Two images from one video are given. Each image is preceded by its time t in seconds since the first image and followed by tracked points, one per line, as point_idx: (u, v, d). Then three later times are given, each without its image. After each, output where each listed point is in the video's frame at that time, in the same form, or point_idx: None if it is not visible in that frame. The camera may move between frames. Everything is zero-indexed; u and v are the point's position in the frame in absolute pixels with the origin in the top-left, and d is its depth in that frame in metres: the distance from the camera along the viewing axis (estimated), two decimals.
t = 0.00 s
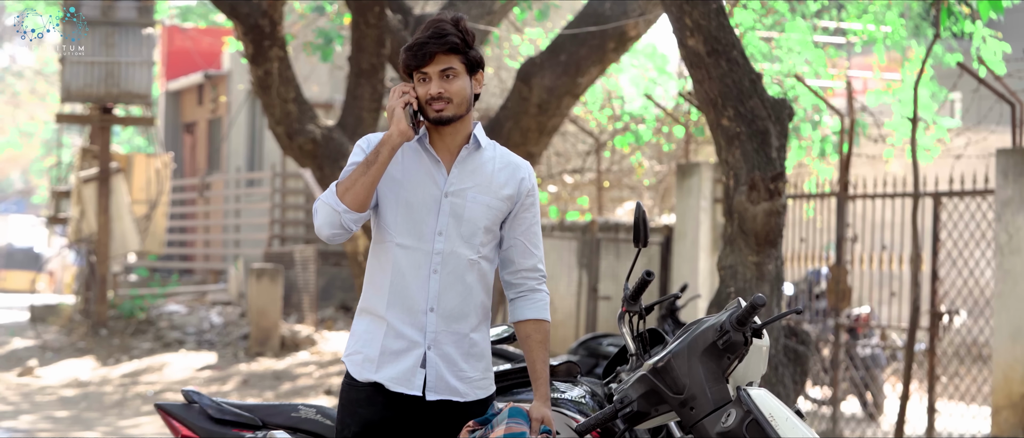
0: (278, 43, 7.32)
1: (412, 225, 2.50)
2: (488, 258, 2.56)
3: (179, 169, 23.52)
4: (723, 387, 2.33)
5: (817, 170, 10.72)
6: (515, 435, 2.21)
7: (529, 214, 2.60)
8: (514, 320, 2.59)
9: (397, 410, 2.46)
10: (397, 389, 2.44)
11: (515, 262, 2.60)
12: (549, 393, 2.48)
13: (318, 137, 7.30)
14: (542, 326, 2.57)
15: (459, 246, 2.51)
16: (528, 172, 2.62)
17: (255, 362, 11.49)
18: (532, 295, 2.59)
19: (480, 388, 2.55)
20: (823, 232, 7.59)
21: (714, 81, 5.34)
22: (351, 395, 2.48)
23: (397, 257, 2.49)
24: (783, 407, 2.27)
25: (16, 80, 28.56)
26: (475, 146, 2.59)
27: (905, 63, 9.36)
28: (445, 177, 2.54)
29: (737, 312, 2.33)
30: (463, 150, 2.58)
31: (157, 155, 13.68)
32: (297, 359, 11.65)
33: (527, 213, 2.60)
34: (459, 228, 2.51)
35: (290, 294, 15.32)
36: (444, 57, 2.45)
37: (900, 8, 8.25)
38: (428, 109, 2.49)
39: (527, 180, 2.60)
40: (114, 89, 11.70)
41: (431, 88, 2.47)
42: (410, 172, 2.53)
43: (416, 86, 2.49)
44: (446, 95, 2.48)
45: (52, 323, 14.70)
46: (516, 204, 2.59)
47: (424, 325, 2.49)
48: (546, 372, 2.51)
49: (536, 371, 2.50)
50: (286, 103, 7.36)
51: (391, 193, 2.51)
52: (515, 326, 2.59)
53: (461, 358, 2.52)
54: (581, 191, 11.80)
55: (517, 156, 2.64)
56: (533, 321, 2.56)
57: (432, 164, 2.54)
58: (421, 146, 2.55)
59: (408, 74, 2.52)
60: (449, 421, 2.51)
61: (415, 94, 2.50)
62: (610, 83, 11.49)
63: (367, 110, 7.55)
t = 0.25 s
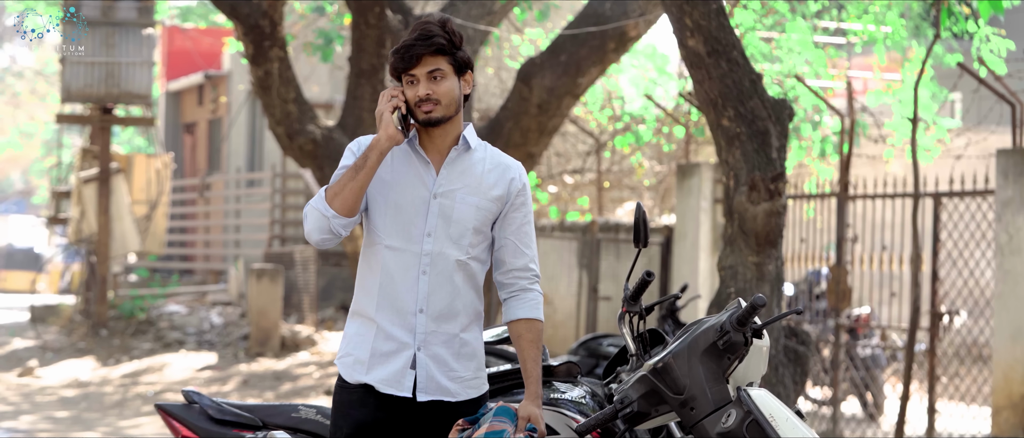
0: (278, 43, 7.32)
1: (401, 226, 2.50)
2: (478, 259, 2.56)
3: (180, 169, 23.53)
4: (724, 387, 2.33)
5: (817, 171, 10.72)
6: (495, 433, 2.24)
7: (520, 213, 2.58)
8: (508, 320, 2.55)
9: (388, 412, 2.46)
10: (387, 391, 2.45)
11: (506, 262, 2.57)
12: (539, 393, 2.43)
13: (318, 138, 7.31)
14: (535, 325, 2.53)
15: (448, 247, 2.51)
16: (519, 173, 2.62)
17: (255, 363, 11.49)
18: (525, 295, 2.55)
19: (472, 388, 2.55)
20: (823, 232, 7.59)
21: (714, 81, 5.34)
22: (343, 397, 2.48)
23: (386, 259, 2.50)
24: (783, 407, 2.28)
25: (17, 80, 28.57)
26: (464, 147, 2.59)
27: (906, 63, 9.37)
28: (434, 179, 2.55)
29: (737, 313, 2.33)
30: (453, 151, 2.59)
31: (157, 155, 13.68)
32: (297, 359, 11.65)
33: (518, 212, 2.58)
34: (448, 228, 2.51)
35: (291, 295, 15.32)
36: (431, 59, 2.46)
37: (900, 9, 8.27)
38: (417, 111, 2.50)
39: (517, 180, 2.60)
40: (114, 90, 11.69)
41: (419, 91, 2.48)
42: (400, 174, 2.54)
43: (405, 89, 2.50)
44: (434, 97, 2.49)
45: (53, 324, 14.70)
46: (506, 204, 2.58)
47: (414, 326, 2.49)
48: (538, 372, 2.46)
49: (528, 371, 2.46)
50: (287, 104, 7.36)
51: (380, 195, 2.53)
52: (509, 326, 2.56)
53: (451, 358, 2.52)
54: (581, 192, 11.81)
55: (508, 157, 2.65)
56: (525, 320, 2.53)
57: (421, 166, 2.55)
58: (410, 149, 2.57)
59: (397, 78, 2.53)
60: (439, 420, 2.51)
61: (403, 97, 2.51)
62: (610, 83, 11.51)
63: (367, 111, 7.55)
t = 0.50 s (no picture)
0: (279, 43, 7.30)
1: (381, 229, 2.50)
2: (459, 257, 2.56)
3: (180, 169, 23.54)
4: (724, 388, 2.33)
5: (818, 171, 10.72)
6: (485, 430, 2.25)
7: (499, 210, 2.59)
8: (492, 318, 2.54)
9: (379, 416, 2.48)
10: (375, 395, 2.46)
11: (487, 261, 2.57)
12: (526, 388, 2.44)
13: (319, 138, 7.31)
14: (518, 322, 2.52)
15: (428, 246, 2.51)
16: (495, 170, 2.62)
17: (256, 363, 11.48)
18: (506, 293, 2.55)
19: (460, 385, 2.54)
20: (824, 233, 7.58)
21: (715, 81, 5.34)
22: (334, 404, 2.50)
23: (367, 262, 2.50)
24: (784, 408, 2.28)
25: (17, 81, 28.59)
26: (440, 147, 2.59)
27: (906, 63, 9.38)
28: (412, 179, 2.55)
29: (737, 313, 2.32)
30: (430, 152, 2.59)
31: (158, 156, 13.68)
32: (298, 360, 11.63)
33: (497, 211, 2.58)
34: (428, 228, 2.51)
35: (291, 295, 15.33)
36: (406, 65, 2.46)
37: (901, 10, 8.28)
38: (393, 116, 2.50)
39: (494, 177, 2.60)
40: (115, 90, 11.68)
41: (394, 96, 2.48)
42: (377, 177, 2.54)
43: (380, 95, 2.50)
44: (410, 101, 2.49)
45: (54, 325, 14.69)
46: (484, 202, 2.58)
47: (398, 328, 2.49)
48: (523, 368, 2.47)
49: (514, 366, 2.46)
50: (287, 104, 7.36)
51: (358, 198, 2.53)
52: (492, 323, 2.55)
53: (436, 357, 2.51)
54: (581, 192, 11.80)
55: (484, 156, 2.65)
56: (508, 317, 2.52)
57: (398, 168, 2.55)
58: (386, 151, 2.56)
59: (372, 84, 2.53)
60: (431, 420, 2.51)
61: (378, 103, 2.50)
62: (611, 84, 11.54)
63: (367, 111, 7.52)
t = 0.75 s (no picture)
0: (280, 43, 7.31)
1: (353, 231, 2.50)
2: (432, 256, 2.56)
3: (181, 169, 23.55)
4: (725, 388, 2.33)
5: (819, 171, 10.73)
6: (477, 425, 2.23)
7: (469, 207, 2.59)
8: (466, 314, 2.55)
9: (364, 418, 2.49)
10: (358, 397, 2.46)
11: (460, 258, 2.58)
12: (507, 382, 2.47)
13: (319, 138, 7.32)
14: (492, 316, 2.54)
15: (400, 246, 2.51)
16: (464, 166, 2.62)
17: (257, 363, 11.49)
18: (479, 290, 2.56)
19: (442, 381, 2.55)
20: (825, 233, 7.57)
21: (715, 82, 5.35)
22: (317, 410, 2.51)
23: (340, 265, 2.49)
24: (785, 409, 2.28)
25: (18, 81, 28.59)
26: (408, 145, 2.59)
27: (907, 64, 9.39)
28: (382, 179, 2.54)
29: (738, 313, 2.32)
30: (398, 151, 2.59)
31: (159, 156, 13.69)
32: (299, 360, 11.63)
33: (467, 207, 2.59)
34: (400, 228, 2.51)
35: (292, 295, 15.33)
36: (374, 60, 2.46)
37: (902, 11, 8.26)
38: (360, 113, 2.50)
39: (463, 174, 2.60)
40: (116, 90, 11.68)
41: (362, 92, 2.48)
42: (347, 179, 2.53)
43: (348, 91, 2.50)
44: (378, 98, 2.49)
45: (54, 325, 14.69)
46: (454, 200, 2.58)
47: (375, 330, 2.49)
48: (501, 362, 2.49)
49: (493, 360, 2.48)
50: (288, 104, 7.37)
51: (328, 201, 2.52)
52: (467, 320, 2.56)
53: (415, 356, 2.51)
54: (582, 192, 11.81)
55: (452, 153, 2.65)
56: (484, 313, 2.54)
57: (366, 169, 2.54)
58: (354, 152, 2.55)
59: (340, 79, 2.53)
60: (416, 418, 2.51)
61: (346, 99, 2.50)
62: (612, 85, 11.57)
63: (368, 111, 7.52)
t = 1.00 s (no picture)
0: (281, 43, 7.31)
1: (340, 234, 2.49)
2: (418, 256, 2.57)
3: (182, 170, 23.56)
4: (726, 388, 2.33)
5: (820, 171, 10.72)
6: (483, 419, 2.29)
7: (451, 206, 2.61)
8: (450, 313, 2.60)
9: (356, 419, 2.48)
10: (350, 401, 2.46)
11: (443, 257, 2.60)
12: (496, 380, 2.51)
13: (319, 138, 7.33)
14: (477, 314, 2.59)
15: (388, 247, 2.51)
16: (444, 165, 2.64)
17: (258, 363, 11.49)
18: (464, 288, 2.60)
19: (433, 379, 2.55)
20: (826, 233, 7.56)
21: (716, 82, 5.35)
22: (309, 413, 2.50)
23: (328, 269, 2.48)
24: (786, 409, 2.27)
25: (19, 81, 28.61)
26: (389, 145, 2.59)
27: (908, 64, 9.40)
28: (367, 181, 2.54)
29: (739, 313, 2.32)
30: (379, 151, 2.59)
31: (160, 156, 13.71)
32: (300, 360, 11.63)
33: (449, 206, 2.61)
34: (387, 230, 2.51)
35: (293, 295, 15.33)
36: (355, 62, 2.46)
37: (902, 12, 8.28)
38: (343, 115, 2.50)
39: (444, 173, 2.62)
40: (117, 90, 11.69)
41: (345, 94, 2.48)
42: (331, 182, 2.52)
43: (329, 94, 2.50)
44: (361, 100, 2.49)
45: (55, 325, 14.69)
46: (437, 198, 2.60)
47: (366, 332, 2.49)
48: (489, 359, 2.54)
49: (480, 358, 2.53)
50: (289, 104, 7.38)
51: (313, 205, 2.50)
52: (451, 318, 2.61)
53: (406, 356, 2.51)
54: (583, 192, 11.81)
55: (431, 150, 2.66)
56: (468, 311, 2.59)
57: (350, 171, 2.54)
58: (337, 155, 2.54)
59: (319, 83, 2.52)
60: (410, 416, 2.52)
61: (327, 103, 2.50)
62: (614, 85, 11.57)
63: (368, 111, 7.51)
